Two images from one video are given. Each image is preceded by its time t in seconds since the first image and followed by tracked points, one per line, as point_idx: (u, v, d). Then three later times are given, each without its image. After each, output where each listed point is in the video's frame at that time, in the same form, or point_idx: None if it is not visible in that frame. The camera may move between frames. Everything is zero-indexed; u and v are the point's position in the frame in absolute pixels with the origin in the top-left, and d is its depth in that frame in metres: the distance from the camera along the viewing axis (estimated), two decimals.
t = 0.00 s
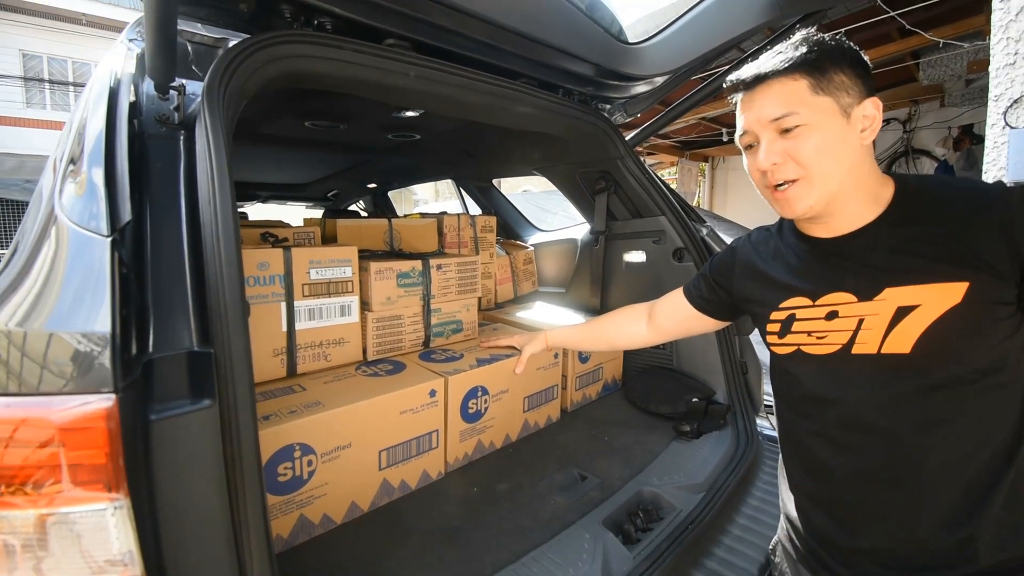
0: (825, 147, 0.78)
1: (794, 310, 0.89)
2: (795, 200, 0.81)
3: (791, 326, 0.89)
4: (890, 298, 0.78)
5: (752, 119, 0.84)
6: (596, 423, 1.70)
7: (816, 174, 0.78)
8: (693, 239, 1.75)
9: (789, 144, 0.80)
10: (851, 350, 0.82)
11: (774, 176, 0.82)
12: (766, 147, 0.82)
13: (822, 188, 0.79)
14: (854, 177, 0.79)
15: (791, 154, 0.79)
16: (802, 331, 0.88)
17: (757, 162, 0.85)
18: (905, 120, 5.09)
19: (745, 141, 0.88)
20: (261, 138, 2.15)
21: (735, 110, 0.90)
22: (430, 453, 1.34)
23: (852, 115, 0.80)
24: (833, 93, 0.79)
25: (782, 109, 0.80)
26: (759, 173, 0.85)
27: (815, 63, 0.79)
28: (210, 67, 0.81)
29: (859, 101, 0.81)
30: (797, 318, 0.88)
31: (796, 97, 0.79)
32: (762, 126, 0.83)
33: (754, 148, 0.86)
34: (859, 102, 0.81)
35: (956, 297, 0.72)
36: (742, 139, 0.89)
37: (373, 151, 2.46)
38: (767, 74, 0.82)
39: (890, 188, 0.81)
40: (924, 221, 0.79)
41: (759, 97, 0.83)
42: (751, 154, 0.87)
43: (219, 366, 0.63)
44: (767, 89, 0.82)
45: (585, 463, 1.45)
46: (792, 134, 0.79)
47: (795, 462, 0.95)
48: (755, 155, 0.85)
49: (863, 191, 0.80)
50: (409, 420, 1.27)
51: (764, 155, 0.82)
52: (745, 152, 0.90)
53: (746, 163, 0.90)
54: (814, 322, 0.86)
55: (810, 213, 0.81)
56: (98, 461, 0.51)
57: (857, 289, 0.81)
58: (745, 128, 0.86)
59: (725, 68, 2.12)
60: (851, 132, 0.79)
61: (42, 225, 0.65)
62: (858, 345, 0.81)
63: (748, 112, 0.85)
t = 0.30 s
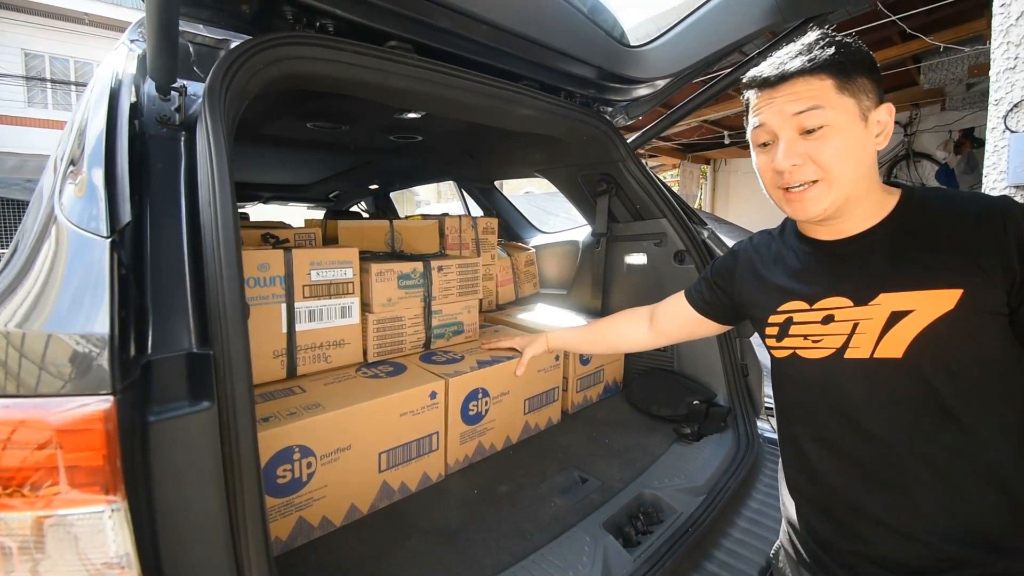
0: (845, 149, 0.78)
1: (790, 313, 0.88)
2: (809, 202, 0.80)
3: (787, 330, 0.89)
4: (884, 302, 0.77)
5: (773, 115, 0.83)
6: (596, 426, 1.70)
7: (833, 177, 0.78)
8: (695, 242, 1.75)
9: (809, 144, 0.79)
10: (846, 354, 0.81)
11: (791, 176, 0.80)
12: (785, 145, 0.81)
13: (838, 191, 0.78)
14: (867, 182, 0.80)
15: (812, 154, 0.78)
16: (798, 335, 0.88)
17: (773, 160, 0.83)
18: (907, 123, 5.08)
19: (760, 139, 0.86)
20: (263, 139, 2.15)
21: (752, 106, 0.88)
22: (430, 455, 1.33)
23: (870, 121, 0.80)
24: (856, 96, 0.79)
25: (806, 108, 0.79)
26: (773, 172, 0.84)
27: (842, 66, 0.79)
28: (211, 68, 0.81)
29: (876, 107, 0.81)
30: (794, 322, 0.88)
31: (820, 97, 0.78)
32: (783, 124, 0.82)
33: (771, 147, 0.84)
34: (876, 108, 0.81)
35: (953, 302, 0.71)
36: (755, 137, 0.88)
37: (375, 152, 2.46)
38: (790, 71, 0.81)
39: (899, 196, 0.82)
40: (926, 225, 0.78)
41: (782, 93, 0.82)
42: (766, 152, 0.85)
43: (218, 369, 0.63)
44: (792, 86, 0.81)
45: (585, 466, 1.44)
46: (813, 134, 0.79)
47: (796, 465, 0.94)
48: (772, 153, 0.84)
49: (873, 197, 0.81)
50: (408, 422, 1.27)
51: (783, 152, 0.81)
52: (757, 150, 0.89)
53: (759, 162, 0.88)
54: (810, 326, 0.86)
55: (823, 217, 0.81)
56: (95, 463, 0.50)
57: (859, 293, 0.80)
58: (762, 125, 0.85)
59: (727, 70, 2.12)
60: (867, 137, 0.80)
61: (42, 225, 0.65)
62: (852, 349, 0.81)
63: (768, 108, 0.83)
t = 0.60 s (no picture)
0: (853, 159, 0.78)
1: (786, 315, 0.89)
2: (817, 211, 0.80)
3: (784, 331, 0.90)
4: (872, 302, 0.78)
5: (782, 123, 0.82)
6: (596, 427, 1.70)
7: (840, 187, 0.78)
8: (695, 243, 1.75)
9: (818, 153, 0.79)
10: (840, 355, 0.82)
11: (799, 184, 0.80)
12: (794, 154, 0.81)
13: (844, 201, 0.79)
14: (872, 191, 0.80)
15: (820, 163, 0.78)
16: (794, 336, 0.88)
17: (782, 169, 0.83)
18: (907, 125, 5.08)
19: (767, 146, 0.86)
20: (264, 139, 2.16)
21: (759, 112, 0.88)
22: (430, 456, 1.33)
23: (876, 130, 0.81)
24: (863, 105, 0.79)
25: (816, 117, 0.79)
26: (781, 180, 0.83)
27: (851, 74, 0.79)
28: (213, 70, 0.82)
29: (881, 117, 0.82)
30: (789, 323, 0.89)
31: (829, 106, 0.78)
32: (792, 132, 0.81)
33: (778, 154, 0.84)
34: (880, 117, 0.82)
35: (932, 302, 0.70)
36: (761, 143, 0.88)
37: (376, 153, 2.46)
38: (801, 79, 0.80)
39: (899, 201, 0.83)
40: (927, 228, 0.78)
41: (792, 101, 0.81)
42: (773, 159, 0.85)
43: (219, 371, 0.63)
44: (802, 95, 0.80)
45: (585, 467, 1.44)
46: (822, 143, 0.79)
47: (797, 468, 0.94)
48: (779, 161, 0.84)
49: (876, 206, 0.82)
50: (408, 424, 1.27)
51: (792, 161, 0.80)
52: (763, 157, 0.89)
53: (765, 169, 0.88)
54: (805, 327, 0.86)
55: (827, 225, 0.81)
56: (96, 466, 0.50)
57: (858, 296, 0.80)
58: (771, 132, 0.84)
59: (728, 71, 2.11)
60: (872, 147, 0.81)
61: (44, 226, 0.65)
62: (845, 349, 0.81)
63: (777, 116, 0.83)
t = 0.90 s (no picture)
0: (845, 158, 0.78)
1: (783, 320, 0.90)
2: (809, 210, 0.80)
3: (781, 337, 0.90)
4: (868, 309, 0.79)
5: (775, 122, 0.83)
6: (596, 430, 1.70)
7: (833, 186, 0.78)
8: (694, 247, 1.75)
9: (811, 152, 0.79)
10: (835, 361, 0.82)
11: (793, 182, 0.80)
12: (787, 153, 0.81)
13: (837, 200, 0.79)
14: (864, 192, 0.81)
15: (814, 162, 0.79)
16: (790, 342, 0.88)
17: (775, 168, 0.83)
18: (906, 128, 5.09)
19: (761, 146, 0.87)
20: (265, 142, 2.16)
21: (754, 113, 0.88)
22: (430, 459, 1.33)
23: (868, 132, 0.82)
24: (855, 107, 0.80)
25: (809, 117, 0.80)
26: (775, 179, 0.84)
27: (843, 75, 0.80)
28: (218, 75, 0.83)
29: (874, 119, 0.83)
30: (786, 329, 0.89)
31: (822, 107, 0.79)
32: (785, 132, 0.82)
33: (772, 154, 0.85)
34: (873, 120, 0.83)
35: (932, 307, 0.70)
36: (756, 144, 0.88)
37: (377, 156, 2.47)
38: (794, 79, 0.82)
39: (893, 205, 0.84)
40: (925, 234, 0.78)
41: (786, 101, 0.82)
42: (767, 159, 0.86)
43: (221, 374, 0.63)
44: (795, 94, 0.81)
45: (585, 471, 1.44)
46: (815, 142, 0.79)
47: (796, 472, 0.94)
48: (773, 160, 0.84)
49: (868, 207, 0.82)
50: (408, 427, 1.27)
51: (786, 159, 0.81)
52: (757, 157, 0.89)
53: (759, 169, 0.88)
54: (802, 333, 0.86)
55: (820, 225, 0.81)
56: (100, 468, 0.51)
57: (858, 300, 0.80)
58: (764, 132, 0.85)
59: (729, 74, 2.12)
60: (865, 148, 0.81)
61: (48, 229, 0.65)
62: (841, 355, 0.81)
63: (771, 116, 0.84)
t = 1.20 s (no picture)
0: (847, 158, 0.79)
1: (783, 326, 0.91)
2: (810, 210, 0.81)
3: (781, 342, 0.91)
4: (864, 314, 0.79)
5: (779, 123, 0.84)
6: (596, 434, 1.70)
7: (834, 186, 0.79)
8: (693, 249, 1.74)
9: (814, 153, 0.80)
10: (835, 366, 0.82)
11: (794, 182, 0.81)
12: (790, 153, 0.82)
13: (838, 201, 0.79)
14: (866, 195, 0.81)
15: (816, 162, 0.79)
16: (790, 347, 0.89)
17: (778, 168, 0.84)
18: (906, 131, 5.10)
19: (764, 147, 0.88)
20: (267, 146, 2.17)
21: (758, 114, 0.89)
22: (431, 463, 1.34)
23: (870, 134, 0.82)
24: (858, 109, 0.81)
25: (812, 118, 0.80)
26: (777, 179, 0.84)
27: (845, 78, 0.81)
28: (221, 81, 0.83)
29: (876, 122, 0.83)
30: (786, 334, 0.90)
31: (825, 108, 0.80)
32: (789, 132, 0.83)
33: (775, 154, 0.85)
34: (875, 122, 0.83)
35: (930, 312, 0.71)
36: (759, 144, 0.89)
37: (377, 159, 2.47)
38: (797, 79, 0.83)
39: (893, 209, 0.85)
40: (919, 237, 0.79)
41: (790, 101, 0.83)
42: (771, 159, 0.86)
43: (224, 378, 0.64)
44: (799, 95, 0.82)
45: (585, 474, 1.44)
46: (818, 143, 0.80)
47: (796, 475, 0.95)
48: (776, 160, 0.85)
49: (868, 210, 0.82)
50: (409, 430, 1.27)
51: (788, 159, 0.81)
52: (760, 158, 0.90)
53: (762, 169, 0.89)
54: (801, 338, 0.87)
55: (821, 225, 0.82)
56: (105, 472, 0.51)
57: (857, 304, 0.80)
58: (768, 132, 0.86)
59: (729, 78, 2.13)
60: (867, 149, 0.82)
61: (53, 234, 0.66)
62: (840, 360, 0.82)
63: (775, 116, 0.85)
